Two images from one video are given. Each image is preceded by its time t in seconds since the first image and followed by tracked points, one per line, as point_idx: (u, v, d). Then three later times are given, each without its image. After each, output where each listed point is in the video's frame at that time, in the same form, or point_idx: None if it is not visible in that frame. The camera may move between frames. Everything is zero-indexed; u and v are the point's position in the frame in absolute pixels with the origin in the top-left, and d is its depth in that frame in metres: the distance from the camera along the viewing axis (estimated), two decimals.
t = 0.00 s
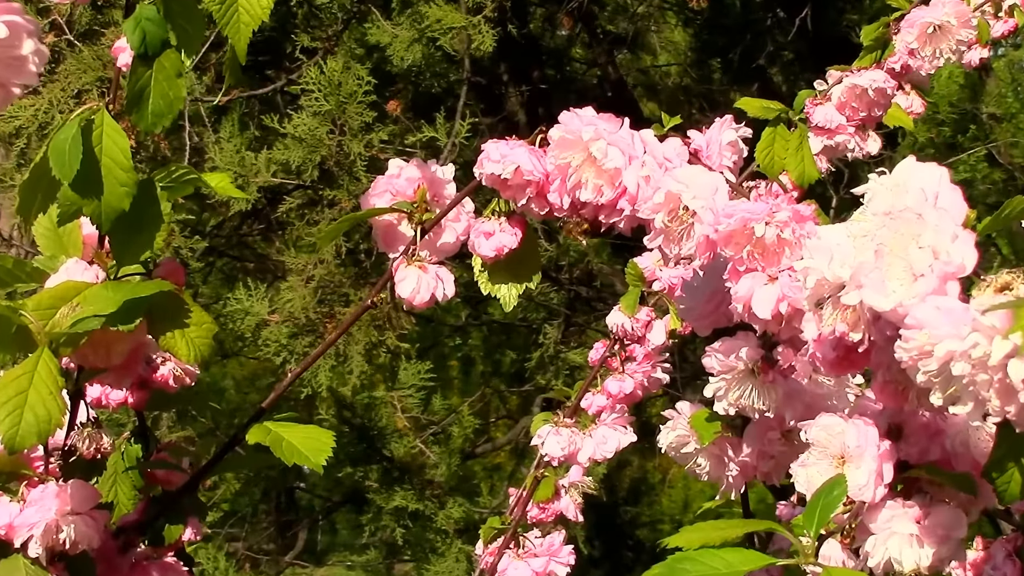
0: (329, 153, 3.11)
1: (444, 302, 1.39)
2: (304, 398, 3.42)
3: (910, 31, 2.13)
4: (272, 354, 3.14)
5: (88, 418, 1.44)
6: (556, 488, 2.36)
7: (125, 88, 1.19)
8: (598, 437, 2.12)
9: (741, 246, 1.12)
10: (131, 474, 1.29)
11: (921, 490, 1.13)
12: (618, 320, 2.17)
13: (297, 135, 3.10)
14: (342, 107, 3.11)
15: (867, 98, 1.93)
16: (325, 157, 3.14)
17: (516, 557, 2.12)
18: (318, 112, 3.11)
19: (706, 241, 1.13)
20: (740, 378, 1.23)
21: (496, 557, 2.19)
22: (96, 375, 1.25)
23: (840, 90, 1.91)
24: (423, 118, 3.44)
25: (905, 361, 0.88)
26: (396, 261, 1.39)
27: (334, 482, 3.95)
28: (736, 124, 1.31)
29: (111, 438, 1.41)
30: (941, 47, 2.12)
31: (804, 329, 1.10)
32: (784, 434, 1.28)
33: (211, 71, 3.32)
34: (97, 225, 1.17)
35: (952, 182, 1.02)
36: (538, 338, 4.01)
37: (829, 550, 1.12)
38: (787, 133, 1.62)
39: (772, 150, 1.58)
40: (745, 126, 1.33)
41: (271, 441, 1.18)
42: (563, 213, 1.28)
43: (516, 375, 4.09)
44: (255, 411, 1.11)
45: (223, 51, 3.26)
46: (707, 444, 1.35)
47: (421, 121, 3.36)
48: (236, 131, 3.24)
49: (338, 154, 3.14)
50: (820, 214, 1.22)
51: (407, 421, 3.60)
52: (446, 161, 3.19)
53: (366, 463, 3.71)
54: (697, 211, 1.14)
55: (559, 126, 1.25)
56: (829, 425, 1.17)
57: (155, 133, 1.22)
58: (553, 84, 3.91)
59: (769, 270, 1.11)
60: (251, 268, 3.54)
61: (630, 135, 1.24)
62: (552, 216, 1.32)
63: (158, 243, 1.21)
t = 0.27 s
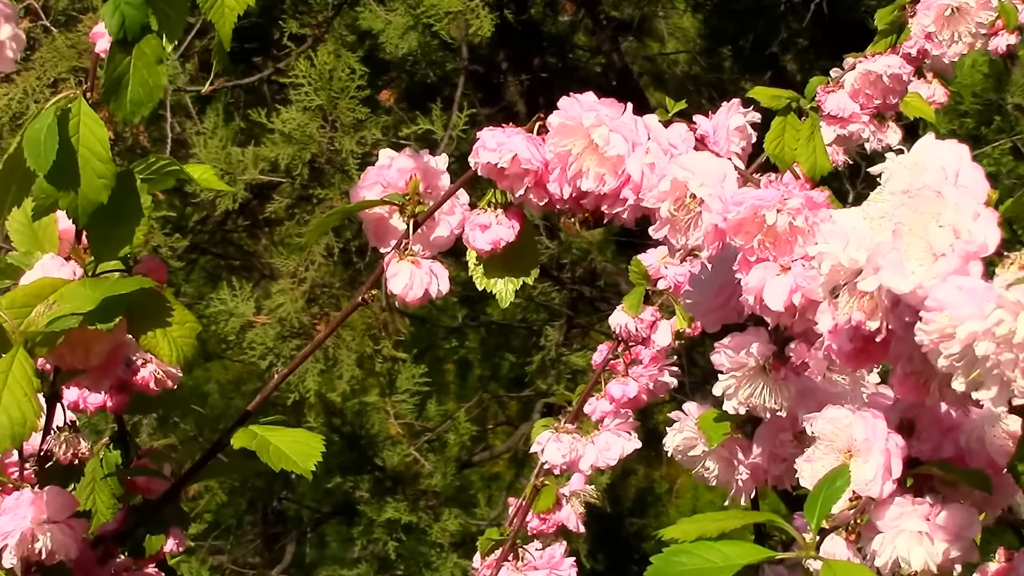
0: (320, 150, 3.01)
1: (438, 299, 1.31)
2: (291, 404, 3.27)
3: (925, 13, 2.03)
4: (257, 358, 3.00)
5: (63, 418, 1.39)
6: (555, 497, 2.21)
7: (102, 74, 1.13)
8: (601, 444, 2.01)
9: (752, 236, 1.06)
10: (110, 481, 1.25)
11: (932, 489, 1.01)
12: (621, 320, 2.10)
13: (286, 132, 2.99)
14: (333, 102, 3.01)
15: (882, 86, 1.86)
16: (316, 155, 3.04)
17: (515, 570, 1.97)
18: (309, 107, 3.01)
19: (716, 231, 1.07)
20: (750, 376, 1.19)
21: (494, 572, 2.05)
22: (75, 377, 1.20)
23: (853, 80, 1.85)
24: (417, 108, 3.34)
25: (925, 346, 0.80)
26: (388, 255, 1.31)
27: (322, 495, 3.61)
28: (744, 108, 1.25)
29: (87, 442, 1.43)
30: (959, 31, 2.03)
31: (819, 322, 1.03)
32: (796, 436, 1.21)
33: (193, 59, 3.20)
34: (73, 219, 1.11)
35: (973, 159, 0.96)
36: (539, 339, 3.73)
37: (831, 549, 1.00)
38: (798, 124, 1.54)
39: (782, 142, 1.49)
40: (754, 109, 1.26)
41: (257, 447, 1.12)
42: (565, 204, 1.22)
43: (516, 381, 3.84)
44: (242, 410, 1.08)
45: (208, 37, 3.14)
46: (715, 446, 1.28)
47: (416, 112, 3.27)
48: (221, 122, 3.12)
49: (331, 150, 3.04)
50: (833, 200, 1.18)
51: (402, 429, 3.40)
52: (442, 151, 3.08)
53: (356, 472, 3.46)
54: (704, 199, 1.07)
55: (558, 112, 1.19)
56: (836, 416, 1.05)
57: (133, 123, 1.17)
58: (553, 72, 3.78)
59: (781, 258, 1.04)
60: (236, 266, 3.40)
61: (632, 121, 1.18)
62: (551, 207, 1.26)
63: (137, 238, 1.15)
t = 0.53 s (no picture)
0: (306, 141, 2.91)
1: (433, 298, 1.24)
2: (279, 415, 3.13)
3: None
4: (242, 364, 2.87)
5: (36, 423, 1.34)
6: (558, 508, 2.05)
7: (77, 56, 1.07)
8: (608, 453, 1.92)
9: (766, 229, 0.98)
10: (86, 493, 1.31)
11: (963, 503, 0.96)
12: (630, 322, 1.98)
13: (270, 123, 2.89)
14: (318, 90, 2.90)
15: (908, 75, 1.78)
16: (303, 146, 2.93)
17: None
18: (293, 96, 2.91)
19: (728, 224, 1.00)
20: (764, 379, 1.14)
21: None
22: (47, 382, 1.14)
23: (877, 68, 1.77)
24: (412, 97, 3.29)
25: (951, 346, 0.73)
26: (381, 252, 1.24)
27: (313, 510, 3.36)
28: (757, 95, 1.18)
29: (62, 450, 1.45)
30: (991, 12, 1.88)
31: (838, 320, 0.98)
32: (813, 443, 1.18)
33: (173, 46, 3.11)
34: (48, 213, 1.04)
35: (1002, 148, 0.83)
36: (541, 343, 3.68)
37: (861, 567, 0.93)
38: (817, 114, 1.53)
39: (801, 133, 1.49)
40: (767, 96, 1.19)
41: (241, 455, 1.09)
42: (570, 198, 1.15)
43: (518, 385, 3.78)
44: (231, 415, 1.10)
45: (190, 23, 3.03)
46: (729, 453, 1.26)
47: (409, 101, 3.21)
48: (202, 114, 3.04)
49: (317, 142, 2.93)
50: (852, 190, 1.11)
51: (396, 438, 3.33)
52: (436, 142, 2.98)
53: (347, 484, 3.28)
54: (716, 190, 1.00)
55: (560, 99, 1.13)
56: (859, 429, 1.01)
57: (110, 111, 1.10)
58: (558, 58, 3.70)
59: (796, 254, 0.97)
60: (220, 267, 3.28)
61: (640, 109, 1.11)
62: (553, 200, 1.20)
63: (116, 231, 1.09)
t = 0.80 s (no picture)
0: (290, 127, 2.83)
1: (428, 296, 1.19)
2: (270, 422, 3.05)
3: None
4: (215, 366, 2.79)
5: (6, 429, 1.28)
6: (559, 522, 1.98)
7: (48, 40, 0.96)
8: (611, 463, 1.85)
9: (785, 220, 0.91)
10: (57, 505, 1.29)
11: (992, 513, 0.84)
12: (635, 322, 1.94)
13: (252, 106, 2.80)
14: (306, 72, 2.82)
15: (925, 54, 1.71)
16: (286, 133, 2.85)
17: None
18: (278, 78, 2.82)
19: (745, 215, 0.92)
20: (782, 381, 1.08)
21: None
22: (20, 386, 1.10)
23: (891, 45, 1.70)
24: (402, 83, 3.22)
25: (991, 338, 0.65)
26: (373, 247, 1.18)
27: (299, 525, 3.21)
28: (773, 78, 1.11)
29: (34, 459, 1.49)
30: None
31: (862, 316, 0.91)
32: (834, 448, 1.12)
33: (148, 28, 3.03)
34: (19, 207, 0.96)
35: None
36: (542, 347, 3.61)
37: None
38: (829, 99, 1.44)
39: (813, 119, 1.40)
40: (783, 80, 1.12)
41: (226, 460, 1.14)
42: (574, 187, 1.09)
43: (516, 393, 3.67)
44: (213, 419, 1.17)
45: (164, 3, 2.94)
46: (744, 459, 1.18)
47: (398, 88, 3.14)
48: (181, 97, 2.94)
49: (302, 129, 2.86)
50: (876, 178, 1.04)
51: (386, 447, 3.21)
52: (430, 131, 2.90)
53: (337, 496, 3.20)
54: (731, 178, 0.92)
55: (565, 84, 1.05)
56: (881, 433, 0.93)
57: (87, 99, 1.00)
58: (559, 42, 3.58)
59: (818, 245, 0.91)
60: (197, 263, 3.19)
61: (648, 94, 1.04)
62: (556, 192, 1.12)
63: (91, 228, 1.02)
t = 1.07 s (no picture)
0: (274, 124, 2.80)
1: (424, 294, 1.16)
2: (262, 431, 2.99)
3: None
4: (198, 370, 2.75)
5: None
6: (561, 533, 1.95)
7: (31, 29, 0.92)
8: (615, 470, 1.82)
9: (792, 215, 0.87)
10: (41, 512, 1.29)
11: (1007, 510, 0.80)
12: (639, 325, 1.90)
13: (234, 105, 2.78)
14: (287, 70, 2.79)
15: (945, 52, 1.65)
16: (271, 131, 2.83)
17: None
18: (260, 77, 2.79)
19: (751, 210, 0.88)
20: (790, 381, 1.05)
21: None
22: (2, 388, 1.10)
23: (910, 44, 1.65)
24: (395, 77, 3.19)
25: (991, 334, 0.61)
26: (367, 244, 1.15)
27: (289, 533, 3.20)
28: (781, 68, 1.07)
29: (19, 463, 1.46)
30: None
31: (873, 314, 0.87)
32: (844, 452, 1.09)
33: (132, 19, 2.99)
34: None
35: None
36: (541, 350, 3.54)
37: None
38: (846, 95, 1.43)
39: (829, 116, 1.39)
40: (791, 70, 1.08)
41: (216, 462, 1.13)
42: (576, 182, 1.05)
43: (514, 398, 3.59)
44: (201, 423, 1.19)
45: None
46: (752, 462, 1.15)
47: (391, 83, 3.10)
48: (167, 92, 2.93)
49: (287, 127, 2.82)
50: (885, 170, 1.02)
51: (380, 453, 3.24)
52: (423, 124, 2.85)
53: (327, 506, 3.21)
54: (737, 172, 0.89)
55: (565, 74, 1.02)
56: (892, 426, 0.89)
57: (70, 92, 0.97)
58: (559, 34, 3.53)
59: (825, 240, 0.87)
60: (185, 262, 3.12)
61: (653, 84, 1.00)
62: (557, 186, 1.09)
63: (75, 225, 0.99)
